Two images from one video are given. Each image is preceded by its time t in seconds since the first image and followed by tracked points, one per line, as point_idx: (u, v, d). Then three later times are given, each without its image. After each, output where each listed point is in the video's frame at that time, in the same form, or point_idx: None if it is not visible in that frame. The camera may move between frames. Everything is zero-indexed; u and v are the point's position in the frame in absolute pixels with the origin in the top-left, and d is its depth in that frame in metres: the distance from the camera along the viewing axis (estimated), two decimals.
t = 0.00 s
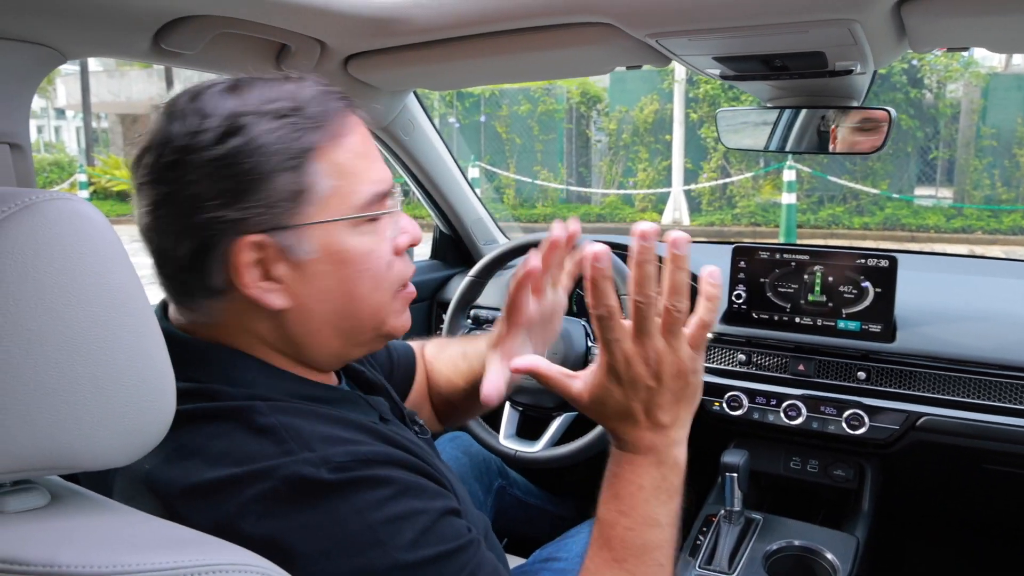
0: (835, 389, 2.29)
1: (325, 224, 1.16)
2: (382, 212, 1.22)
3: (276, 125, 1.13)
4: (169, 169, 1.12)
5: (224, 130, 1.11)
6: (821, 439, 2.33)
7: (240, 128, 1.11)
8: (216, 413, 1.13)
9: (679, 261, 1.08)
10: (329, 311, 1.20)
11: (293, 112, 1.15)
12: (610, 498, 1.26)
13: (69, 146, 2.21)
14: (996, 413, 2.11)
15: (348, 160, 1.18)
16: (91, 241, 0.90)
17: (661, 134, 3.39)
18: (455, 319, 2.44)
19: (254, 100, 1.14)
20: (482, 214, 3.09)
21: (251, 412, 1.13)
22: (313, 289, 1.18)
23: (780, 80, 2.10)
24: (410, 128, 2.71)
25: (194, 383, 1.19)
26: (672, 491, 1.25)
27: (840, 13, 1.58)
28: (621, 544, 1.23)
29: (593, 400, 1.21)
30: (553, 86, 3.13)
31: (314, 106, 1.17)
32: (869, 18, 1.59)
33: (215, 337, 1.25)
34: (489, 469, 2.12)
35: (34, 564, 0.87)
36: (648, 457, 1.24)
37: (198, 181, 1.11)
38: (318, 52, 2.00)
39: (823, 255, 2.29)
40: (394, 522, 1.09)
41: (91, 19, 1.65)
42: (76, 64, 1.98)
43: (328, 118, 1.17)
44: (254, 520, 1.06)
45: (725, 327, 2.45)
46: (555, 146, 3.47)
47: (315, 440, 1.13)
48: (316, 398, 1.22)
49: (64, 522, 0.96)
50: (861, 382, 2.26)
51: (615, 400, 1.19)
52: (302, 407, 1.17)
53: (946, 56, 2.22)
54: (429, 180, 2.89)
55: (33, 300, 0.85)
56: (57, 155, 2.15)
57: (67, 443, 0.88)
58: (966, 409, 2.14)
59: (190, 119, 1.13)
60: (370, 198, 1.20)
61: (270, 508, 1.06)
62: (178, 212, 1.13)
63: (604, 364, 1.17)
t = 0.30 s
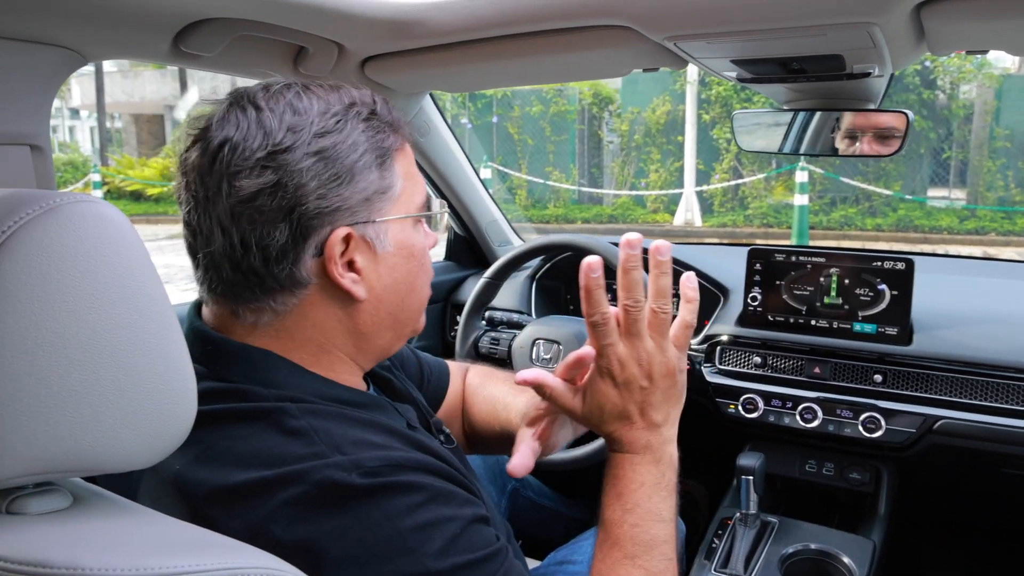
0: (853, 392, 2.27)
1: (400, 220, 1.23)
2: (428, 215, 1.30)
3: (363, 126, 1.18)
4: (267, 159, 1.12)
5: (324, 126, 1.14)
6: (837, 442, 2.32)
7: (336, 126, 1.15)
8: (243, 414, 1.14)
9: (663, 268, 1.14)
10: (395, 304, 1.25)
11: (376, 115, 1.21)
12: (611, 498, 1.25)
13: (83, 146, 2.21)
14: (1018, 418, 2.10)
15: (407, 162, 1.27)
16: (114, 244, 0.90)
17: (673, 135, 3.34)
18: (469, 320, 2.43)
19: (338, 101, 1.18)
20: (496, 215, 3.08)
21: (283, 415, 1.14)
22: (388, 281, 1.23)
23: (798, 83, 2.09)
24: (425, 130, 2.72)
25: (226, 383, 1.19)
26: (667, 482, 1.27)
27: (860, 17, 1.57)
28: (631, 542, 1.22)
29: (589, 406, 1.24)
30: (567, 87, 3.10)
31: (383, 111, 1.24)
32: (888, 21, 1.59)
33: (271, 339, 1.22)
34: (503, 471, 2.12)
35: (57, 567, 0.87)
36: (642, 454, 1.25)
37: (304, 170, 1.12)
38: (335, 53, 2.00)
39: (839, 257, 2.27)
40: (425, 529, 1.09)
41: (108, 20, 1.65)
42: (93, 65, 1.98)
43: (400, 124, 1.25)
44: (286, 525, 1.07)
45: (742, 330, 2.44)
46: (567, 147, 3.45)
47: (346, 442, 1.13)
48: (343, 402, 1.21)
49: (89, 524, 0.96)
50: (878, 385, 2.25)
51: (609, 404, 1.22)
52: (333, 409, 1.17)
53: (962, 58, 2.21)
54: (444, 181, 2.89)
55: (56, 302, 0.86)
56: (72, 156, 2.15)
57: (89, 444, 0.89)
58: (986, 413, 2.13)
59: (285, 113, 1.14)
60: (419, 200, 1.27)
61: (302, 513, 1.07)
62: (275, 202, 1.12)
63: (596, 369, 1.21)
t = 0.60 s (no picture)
0: (861, 395, 2.26)
1: (294, 233, 1.14)
2: (361, 218, 1.17)
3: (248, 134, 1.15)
4: (172, 181, 1.20)
5: (206, 139, 1.16)
6: (842, 445, 2.32)
7: (219, 139, 1.15)
8: (239, 415, 1.14)
9: (701, 260, 1.17)
10: (308, 321, 1.19)
11: (273, 119, 1.15)
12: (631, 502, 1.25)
13: (92, 146, 2.23)
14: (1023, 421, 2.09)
15: (324, 165, 1.16)
16: (115, 244, 0.90)
17: (681, 136, 3.35)
18: (476, 321, 2.44)
19: (242, 107, 1.17)
20: (504, 217, 3.09)
21: (276, 417, 1.14)
22: (286, 300, 1.18)
23: (806, 84, 2.08)
24: (432, 131, 2.73)
25: (224, 384, 1.19)
26: (689, 491, 1.25)
27: (867, 17, 1.57)
28: (647, 550, 1.22)
29: (618, 403, 1.21)
30: (576, 89, 3.11)
31: (294, 112, 1.17)
32: (895, 21, 1.58)
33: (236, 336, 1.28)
34: (508, 473, 2.11)
35: (53, 570, 0.87)
36: (669, 459, 1.23)
37: (183, 189, 1.17)
38: (340, 53, 2.01)
39: (847, 259, 2.26)
40: (420, 531, 1.09)
41: (114, 20, 1.67)
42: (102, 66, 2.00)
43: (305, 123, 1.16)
44: (281, 527, 1.07)
45: (749, 331, 2.43)
46: (575, 149, 3.43)
47: (340, 445, 1.15)
48: (345, 403, 1.24)
49: (86, 526, 0.97)
50: (887, 388, 2.24)
51: (640, 403, 1.20)
52: (332, 413, 1.20)
53: (970, 59, 2.21)
54: (450, 181, 2.91)
55: (56, 301, 0.86)
56: (81, 156, 2.17)
57: (88, 446, 0.89)
58: (989, 414, 2.12)
59: (187, 129, 1.19)
60: (343, 207, 1.16)
61: (297, 515, 1.07)
62: (176, 222, 1.20)
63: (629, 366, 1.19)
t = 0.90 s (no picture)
0: (864, 399, 2.26)
1: (262, 251, 1.15)
2: (331, 236, 1.17)
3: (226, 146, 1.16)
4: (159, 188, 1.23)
5: (188, 148, 1.19)
6: (844, 449, 2.31)
7: (199, 149, 1.18)
8: (236, 425, 1.16)
9: (734, 267, 1.15)
10: (279, 338, 1.19)
11: (249, 130, 1.16)
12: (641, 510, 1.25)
13: (98, 147, 2.25)
14: None
15: (296, 183, 1.15)
16: (106, 251, 0.91)
17: (686, 137, 3.32)
18: (477, 324, 2.44)
19: (222, 115, 1.18)
20: (505, 219, 3.08)
21: (265, 427, 1.15)
22: (257, 314, 1.19)
23: (808, 87, 2.08)
24: (433, 133, 2.72)
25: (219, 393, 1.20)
26: (698, 501, 1.24)
27: (868, 21, 1.56)
28: (653, 558, 1.21)
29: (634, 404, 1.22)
30: (580, 90, 3.10)
31: (269, 123, 1.17)
32: (896, 24, 1.57)
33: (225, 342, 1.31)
34: (509, 476, 2.12)
35: None
36: (681, 467, 1.23)
37: (165, 201, 1.22)
38: (339, 57, 2.01)
39: (849, 262, 2.26)
40: (410, 541, 1.08)
41: (116, 25, 1.68)
42: (107, 67, 2.02)
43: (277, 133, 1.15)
44: (271, 538, 1.07)
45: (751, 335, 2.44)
46: (580, 149, 3.46)
47: (331, 455, 1.15)
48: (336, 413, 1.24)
49: (79, 535, 0.98)
50: (889, 393, 2.24)
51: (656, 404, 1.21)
52: (326, 421, 1.20)
53: (975, 61, 2.20)
54: (452, 185, 2.90)
55: (47, 308, 0.86)
56: (87, 157, 2.19)
57: (81, 455, 0.89)
58: (990, 418, 2.12)
59: (174, 137, 1.22)
60: (312, 225, 1.15)
61: (289, 525, 1.07)
62: (162, 229, 1.23)
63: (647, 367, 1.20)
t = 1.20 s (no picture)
0: (861, 397, 2.26)
1: (370, 252, 1.11)
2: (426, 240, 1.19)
3: (329, 150, 1.08)
4: (206, 191, 1.07)
5: (276, 151, 1.05)
6: (842, 447, 2.32)
7: (294, 156, 1.05)
8: (224, 426, 1.13)
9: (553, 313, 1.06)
10: (366, 341, 1.16)
11: (349, 136, 1.09)
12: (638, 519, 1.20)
13: (98, 145, 2.23)
14: None
15: (400, 188, 1.14)
16: (96, 248, 0.91)
17: (686, 136, 3.24)
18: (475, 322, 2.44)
19: (306, 117, 1.08)
20: (502, 217, 3.03)
21: (265, 429, 1.12)
22: (353, 317, 1.13)
23: (805, 85, 2.08)
24: (428, 130, 2.69)
25: (209, 392, 1.18)
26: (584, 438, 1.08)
27: (864, 17, 1.56)
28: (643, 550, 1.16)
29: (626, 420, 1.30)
30: (578, 87, 3.11)
31: (367, 131, 1.11)
32: (893, 20, 1.57)
33: (246, 351, 1.20)
34: (507, 475, 2.11)
35: None
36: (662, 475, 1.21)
37: (244, 206, 1.06)
38: (335, 54, 2.01)
39: (847, 260, 2.26)
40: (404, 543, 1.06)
41: (112, 22, 1.68)
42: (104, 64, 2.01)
43: (384, 145, 1.12)
44: (263, 542, 1.06)
45: (749, 334, 2.43)
46: (580, 147, 3.40)
47: (324, 456, 1.11)
48: (332, 413, 1.21)
49: (68, 538, 0.97)
50: (886, 391, 2.24)
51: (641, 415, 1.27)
52: (320, 420, 1.18)
53: (973, 59, 2.20)
54: (448, 182, 2.86)
55: (33, 305, 0.86)
56: (86, 154, 2.19)
57: (69, 452, 0.89)
58: (989, 417, 2.11)
59: (232, 135, 1.07)
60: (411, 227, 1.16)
61: (280, 528, 1.06)
62: (214, 235, 1.08)
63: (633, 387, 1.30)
